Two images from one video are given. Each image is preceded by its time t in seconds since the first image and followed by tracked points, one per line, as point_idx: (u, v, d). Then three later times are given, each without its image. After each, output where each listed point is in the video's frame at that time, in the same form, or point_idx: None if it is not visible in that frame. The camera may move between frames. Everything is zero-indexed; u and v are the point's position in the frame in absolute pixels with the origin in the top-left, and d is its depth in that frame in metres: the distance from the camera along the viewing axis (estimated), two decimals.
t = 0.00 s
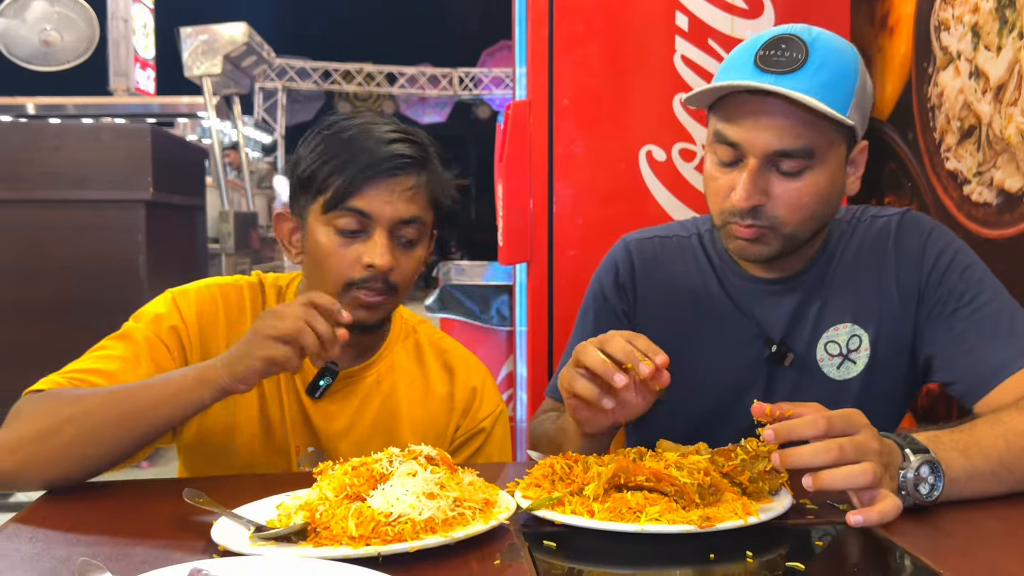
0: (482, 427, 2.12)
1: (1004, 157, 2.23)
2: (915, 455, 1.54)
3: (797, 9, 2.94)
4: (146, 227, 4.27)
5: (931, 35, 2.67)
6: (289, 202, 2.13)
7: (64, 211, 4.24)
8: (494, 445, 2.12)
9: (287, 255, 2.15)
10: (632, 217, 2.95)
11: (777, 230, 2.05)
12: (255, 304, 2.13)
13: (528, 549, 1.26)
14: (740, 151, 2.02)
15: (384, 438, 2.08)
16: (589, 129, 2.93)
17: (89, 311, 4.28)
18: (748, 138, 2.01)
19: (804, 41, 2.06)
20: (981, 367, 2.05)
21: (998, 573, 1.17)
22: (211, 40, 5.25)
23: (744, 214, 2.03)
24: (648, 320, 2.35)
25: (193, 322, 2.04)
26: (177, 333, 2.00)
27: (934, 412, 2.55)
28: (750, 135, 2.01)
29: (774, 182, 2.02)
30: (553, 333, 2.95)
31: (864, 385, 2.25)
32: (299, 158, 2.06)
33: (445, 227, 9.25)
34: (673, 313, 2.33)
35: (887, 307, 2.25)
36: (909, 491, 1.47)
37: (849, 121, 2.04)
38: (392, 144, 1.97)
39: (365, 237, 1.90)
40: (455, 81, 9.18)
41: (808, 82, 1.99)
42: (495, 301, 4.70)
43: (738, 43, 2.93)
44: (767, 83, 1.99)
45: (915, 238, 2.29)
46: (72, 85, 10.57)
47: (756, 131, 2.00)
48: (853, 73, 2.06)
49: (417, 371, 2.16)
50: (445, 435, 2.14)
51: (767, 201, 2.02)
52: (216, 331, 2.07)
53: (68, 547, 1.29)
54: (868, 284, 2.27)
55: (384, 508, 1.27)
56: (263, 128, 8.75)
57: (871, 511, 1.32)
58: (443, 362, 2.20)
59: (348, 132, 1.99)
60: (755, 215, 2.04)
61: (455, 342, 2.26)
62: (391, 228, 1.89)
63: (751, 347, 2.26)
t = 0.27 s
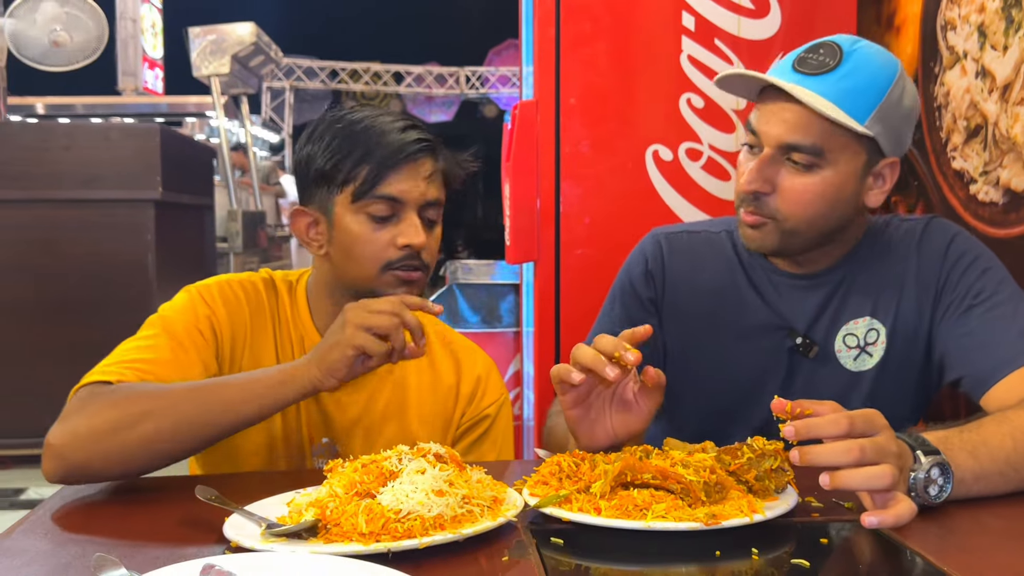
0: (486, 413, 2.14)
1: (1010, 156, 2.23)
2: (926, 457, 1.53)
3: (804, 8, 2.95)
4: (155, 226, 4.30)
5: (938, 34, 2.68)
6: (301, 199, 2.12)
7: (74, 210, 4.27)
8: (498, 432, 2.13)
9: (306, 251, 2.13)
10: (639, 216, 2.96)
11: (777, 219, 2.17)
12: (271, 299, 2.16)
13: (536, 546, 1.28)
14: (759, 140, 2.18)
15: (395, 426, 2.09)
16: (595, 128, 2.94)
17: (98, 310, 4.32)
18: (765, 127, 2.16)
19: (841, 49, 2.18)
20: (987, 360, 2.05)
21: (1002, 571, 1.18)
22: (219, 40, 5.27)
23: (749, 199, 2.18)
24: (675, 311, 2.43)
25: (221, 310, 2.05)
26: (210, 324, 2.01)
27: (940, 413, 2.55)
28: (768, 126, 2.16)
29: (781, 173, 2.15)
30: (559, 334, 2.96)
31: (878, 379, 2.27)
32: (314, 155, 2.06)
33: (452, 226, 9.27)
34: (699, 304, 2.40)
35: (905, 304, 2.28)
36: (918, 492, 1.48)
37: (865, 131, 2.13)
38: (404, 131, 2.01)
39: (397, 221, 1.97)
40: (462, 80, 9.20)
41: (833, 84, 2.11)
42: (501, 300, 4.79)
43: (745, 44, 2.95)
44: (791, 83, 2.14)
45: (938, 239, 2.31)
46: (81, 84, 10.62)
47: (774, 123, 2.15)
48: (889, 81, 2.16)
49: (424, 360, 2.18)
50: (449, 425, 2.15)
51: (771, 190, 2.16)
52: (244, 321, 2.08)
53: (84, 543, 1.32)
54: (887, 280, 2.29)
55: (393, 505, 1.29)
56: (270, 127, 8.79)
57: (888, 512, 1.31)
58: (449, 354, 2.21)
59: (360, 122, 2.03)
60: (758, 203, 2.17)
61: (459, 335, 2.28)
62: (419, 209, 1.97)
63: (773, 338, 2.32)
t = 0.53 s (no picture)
0: (485, 396, 2.14)
1: (1014, 152, 2.23)
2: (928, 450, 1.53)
3: (807, 4, 2.94)
4: (159, 223, 4.31)
5: (941, 30, 2.67)
6: (331, 196, 2.14)
7: (78, 208, 4.28)
8: (497, 414, 2.14)
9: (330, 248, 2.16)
10: (642, 212, 2.96)
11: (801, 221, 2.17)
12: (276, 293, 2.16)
13: (537, 541, 1.28)
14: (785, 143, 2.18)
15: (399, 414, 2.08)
16: (598, 124, 2.94)
17: (102, 307, 4.32)
18: (794, 131, 2.16)
19: (873, 57, 2.17)
20: (991, 354, 2.04)
21: (1003, 566, 1.18)
22: (222, 37, 5.28)
23: (776, 200, 2.18)
24: (692, 304, 2.43)
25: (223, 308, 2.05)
26: (214, 319, 2.01)
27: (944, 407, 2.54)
28: (797, 130, 2.15)
29: (807, 176, 2.15)
30: (563, 328, 2.96)
31: (886, 376, 2.27)
32: (342, 151, 2.12)
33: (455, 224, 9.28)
34: (716, 298, 2.40)
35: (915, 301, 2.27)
36: (921, 487, 1.47)
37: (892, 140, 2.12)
38: (433, 126, 2.14)
39: (438, 207, 2.10)
40: (465, 77, 9.20)
41: (862, 93, 2.10)
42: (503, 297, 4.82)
43: (748, 39, 2.94)
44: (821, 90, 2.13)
45: (951, 238, 2.31)
46: (86, 82, 10.64)
47: (801, 127, 2.15)
48: (918, 91, 2.15)
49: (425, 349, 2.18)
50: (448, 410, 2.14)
51: (797, 192, 2.16)
52: (248, 315, 2.08)
53: (85, 537, 1.32)
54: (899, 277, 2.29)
55: (394, 500, 1.29)
56: (273, 124, 8.79)
57: (895, 505, 1.34)
58: (450, 342, 2.20)
59: (385, 118, 2.11)
60: (784, 204, 2.17)
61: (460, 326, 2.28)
62: (455, 194, 2.13)
63: (786, 333, 2.32)
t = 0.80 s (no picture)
0: (488, 388, 2.13)
1: (1019, 145, 2.21)
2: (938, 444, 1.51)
3: None
4: (161, 218, 4.30)
5: (946, 23, 2.65)
6: (328, 181, 2.14)
7: (79, 203, 4.28)
8: (499, 406, 2.13)
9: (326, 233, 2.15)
10: (645, 205, 2.94)
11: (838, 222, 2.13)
12: (277, 289, 2.15)
13: (539, 533, 1.27)
14: (824, 142, 2.12)
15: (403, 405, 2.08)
16: (601, 117, 2.93)
17: (104, 302, 4.32)
18: (835, 131, 2.10)
19: (908, 54, 2.12)
20: (995, 344, 2.02)
21: (1010, 558, 1.16)
22: (224, 32, 5.27)
23: (814, 201, 2.12)
24: (696, 301, 2.41)
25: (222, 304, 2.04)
26: (210, 317, 2.00)
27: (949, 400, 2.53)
28: (838, 129, 2.10)
29: (849, 177, 2.11)
30: (565, 321, 2.95)
31: (891, 369, 2.26)
32: (342, 140, 2.07)
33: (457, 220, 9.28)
34: (720, 295, 2.39)
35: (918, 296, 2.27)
36: (931, 481, 1.46)
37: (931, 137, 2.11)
38: (435, 126, 2.01)
39: (421, 210, 1.97)
40: (467, 73, 9.18)
41: (903, 93, 2.05)
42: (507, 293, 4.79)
43: (752, 32, 2.92)
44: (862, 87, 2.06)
45: (954, 233, 2.31)
46: (87, 79, 10.63)
47: (845, 126, 2.09)
48: (947, 94, 2.12)
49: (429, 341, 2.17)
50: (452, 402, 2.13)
51: (838, 194, 2.11)
52: (246, 312, 2.07)
53: (84, 529, 1.31)
54: (903, 272, 2.29)
55: (396, 491, 1.28)
56: (275, 120, 8.79)
57: (899, 500, 1.30)
58: (453, 335, 2.20)
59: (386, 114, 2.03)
60: (823, 205, 2.12)
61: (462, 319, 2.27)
62: (444, 200, 1.98)
63: (791, 328, 2.31)
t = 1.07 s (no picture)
0: (490, 387, 2.11)
1: (1020, 140, 2.21)
2: (936, 439, 1.51)
3: None
4: (161, 215, 4.29)
5: (947, 18, 2.64)
6: (324, 185, 2.10)
7: (79, 200, 4.27)
8: (501, 405, 2.11)
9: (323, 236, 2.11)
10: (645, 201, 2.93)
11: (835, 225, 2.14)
12: (279, 286, 2.14)
13: (538, 527, 1.27)
14: (828, 140, 2.09)
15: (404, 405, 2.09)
16: (601, 113, 2.92)
17: (103, 298, 4.32)
18: (839, 130, 2.07)
19: (917, 54, 2.09)
20: (996, 342, 2.02)
21: (1011, 554, 1.16)
22: (224, 29, 5.25)
23: (813, 202, 2.12)
24: (691, 305, 2.40)
25: (222, 302, 2.03)
26: (209, 315, 2.00)
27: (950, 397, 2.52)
28: (843, 128, 2.07)
29: (851, 179, 2.09)
30: (565, 319, 2.94)
31: (891, 368, 2.26)
32: (340, 144, 2.03)
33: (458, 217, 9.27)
34: (716, 298, 2.38)
35: (916, 293, 2.27)
36: (929, 476, 1.45)
37: (936, 140, 2.09)
38: (433, 136, 1.95)
39: (412, 223, 1.92)
40: (468, 70, 9.16)
41: (911, 95, 2.03)
42: (505, 288, 4.83)
43: (752, 27, 2.91)
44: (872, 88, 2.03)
45: (950, 230, 2.30)
46: (88, 76, 10.62)
47: (851, 127, 2.07)
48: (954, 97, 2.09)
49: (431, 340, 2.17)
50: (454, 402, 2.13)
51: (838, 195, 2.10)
52: (245, 310, 2.06)
53: (81, 523, 1.31)
54: (900, 270, 2.28)
55: (393, 485, 1.27)
56: (276, 118, 8.78)
57: (884, 490, 1.31)
58: (455, 334, 2.20)
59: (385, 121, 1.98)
60: (821, 207, 2.12)
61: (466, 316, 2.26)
62: (437, 214, 1.91)
63: (789, 330, 2.30)
